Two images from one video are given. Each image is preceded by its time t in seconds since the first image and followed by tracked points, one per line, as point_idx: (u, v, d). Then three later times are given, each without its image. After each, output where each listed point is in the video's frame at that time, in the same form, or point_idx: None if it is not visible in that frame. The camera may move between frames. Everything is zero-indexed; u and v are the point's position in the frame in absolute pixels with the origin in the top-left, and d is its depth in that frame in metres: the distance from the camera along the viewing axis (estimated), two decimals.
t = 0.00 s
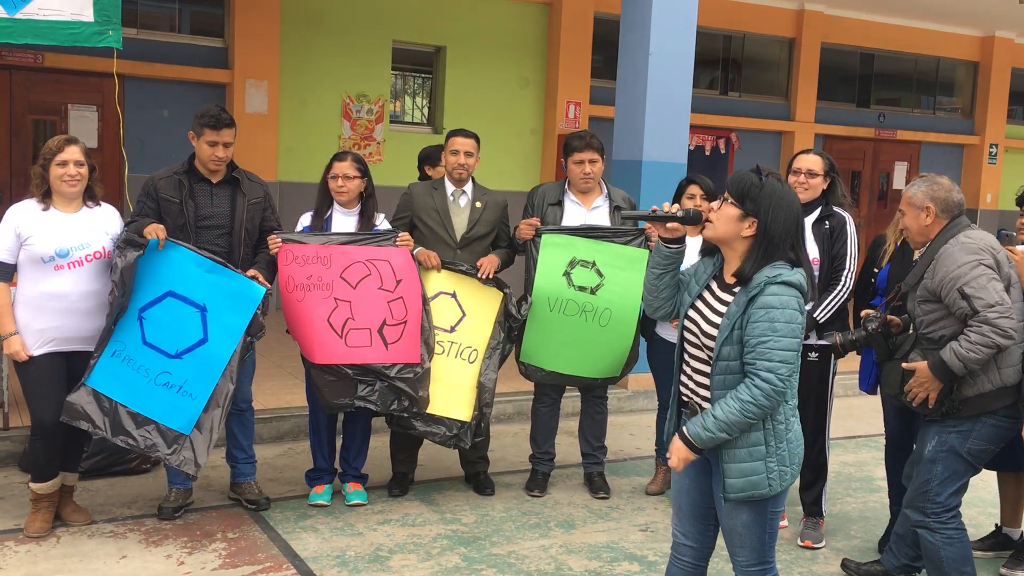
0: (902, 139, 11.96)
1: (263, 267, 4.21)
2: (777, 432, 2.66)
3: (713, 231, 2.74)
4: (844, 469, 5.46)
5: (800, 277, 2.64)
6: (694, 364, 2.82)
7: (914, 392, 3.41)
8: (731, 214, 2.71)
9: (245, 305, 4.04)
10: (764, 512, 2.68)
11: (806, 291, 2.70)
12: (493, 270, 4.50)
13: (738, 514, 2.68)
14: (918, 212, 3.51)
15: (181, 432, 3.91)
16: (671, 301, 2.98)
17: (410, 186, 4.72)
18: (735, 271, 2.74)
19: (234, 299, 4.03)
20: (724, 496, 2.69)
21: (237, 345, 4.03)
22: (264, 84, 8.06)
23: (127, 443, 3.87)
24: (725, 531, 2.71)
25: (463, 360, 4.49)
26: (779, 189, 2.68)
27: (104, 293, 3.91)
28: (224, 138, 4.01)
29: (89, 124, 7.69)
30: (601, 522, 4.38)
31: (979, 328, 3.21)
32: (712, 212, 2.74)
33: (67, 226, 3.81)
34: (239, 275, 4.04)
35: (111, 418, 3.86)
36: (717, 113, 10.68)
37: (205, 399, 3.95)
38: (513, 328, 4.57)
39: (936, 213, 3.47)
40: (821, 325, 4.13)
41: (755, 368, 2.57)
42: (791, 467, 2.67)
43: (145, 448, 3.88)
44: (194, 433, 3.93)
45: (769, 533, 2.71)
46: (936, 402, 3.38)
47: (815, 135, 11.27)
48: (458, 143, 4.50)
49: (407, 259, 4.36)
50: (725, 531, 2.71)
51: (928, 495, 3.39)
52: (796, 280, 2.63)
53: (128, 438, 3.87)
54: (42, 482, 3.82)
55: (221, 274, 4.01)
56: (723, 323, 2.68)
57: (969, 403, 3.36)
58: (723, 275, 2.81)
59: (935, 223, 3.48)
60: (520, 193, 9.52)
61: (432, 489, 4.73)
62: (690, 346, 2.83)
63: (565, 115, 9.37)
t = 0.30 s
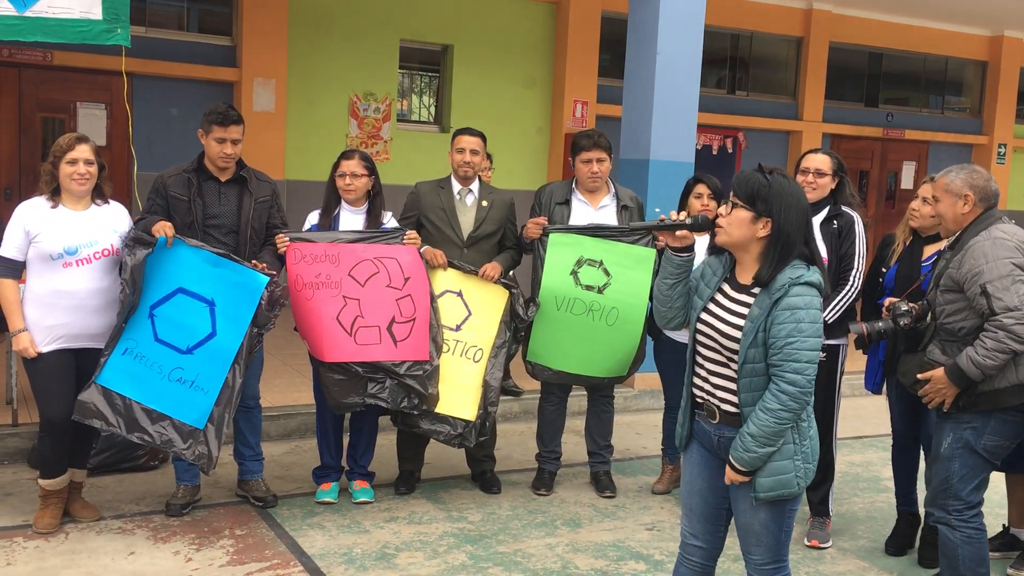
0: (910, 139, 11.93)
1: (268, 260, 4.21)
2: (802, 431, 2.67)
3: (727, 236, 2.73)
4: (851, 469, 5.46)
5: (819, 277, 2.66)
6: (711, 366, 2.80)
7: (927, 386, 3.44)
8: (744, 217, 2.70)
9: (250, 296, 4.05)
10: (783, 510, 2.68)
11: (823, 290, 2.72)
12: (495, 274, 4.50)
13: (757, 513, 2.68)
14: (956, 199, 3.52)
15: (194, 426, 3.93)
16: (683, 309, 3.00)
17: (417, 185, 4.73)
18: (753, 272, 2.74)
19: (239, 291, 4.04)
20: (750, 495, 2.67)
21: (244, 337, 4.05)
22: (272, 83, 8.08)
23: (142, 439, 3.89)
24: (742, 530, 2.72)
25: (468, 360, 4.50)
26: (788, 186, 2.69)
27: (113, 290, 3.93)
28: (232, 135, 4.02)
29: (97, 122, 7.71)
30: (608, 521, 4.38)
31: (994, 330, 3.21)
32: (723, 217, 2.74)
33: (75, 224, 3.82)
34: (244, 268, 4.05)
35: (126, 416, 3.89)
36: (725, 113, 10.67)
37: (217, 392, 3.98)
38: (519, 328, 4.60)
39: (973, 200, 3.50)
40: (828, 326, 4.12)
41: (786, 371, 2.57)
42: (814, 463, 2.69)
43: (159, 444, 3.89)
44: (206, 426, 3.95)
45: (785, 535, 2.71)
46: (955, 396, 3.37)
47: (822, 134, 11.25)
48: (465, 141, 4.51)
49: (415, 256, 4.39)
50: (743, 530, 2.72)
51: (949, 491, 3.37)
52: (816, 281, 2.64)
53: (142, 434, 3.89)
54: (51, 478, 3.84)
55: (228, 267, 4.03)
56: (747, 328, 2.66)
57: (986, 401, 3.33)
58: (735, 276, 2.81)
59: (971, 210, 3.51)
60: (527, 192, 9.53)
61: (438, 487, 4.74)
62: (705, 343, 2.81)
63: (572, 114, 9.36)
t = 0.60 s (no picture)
0: (918, 139, 11.89)
1: (272, 252, 4.13)
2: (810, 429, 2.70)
3: (731, 244, 2.72)
4: (857, 470, 5.45)
5: (824, 274, 2.71)
6: (716, 368, 2.77)
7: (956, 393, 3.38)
8: (745, 222, 2.70)
9: (252, 304, 4.09)
10: (787, 509, 2.69)
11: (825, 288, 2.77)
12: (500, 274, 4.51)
13: (762, 512, 2.67)
14: (981, 198, 3.48)
15: (184, 427, 3.92)
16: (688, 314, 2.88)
17: (423, 185, 4.74)
18: (763, 271, 2.74)
19: (243, 298, 4.07)
20: (760, 493, 2.66)
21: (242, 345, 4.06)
22: (280, 82, 8.09)
23: (129, 431, 3.85)
24: (745, 530, 2.71)
25: (474, 360, 4.51)
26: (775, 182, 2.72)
27: (120, 289, 3.94)
28: (238, 134, 4.02)
29: (106, 120, 7.73)
30: (613, 521, 4.38)
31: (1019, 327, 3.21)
32: (722, 227, 2.72)
33: (83, 222, 3.84)
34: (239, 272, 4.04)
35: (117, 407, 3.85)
36: (732, 112, 10.65)
37: (209, 396, 3.98)
38: (524, 329, 4.60)
39: (999, 199, 3.47)
40: (836, 327, 4.10)
41: (802, 368, 2.60)
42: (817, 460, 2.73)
43: (148, 438, 3.86)
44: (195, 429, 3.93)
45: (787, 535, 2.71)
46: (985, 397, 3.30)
47: (830, 135, 11.22)
48: (472, 140, 4.52)
49: (425, 258, 4.39)
50: (746, 529, 2.70)
51: (972, 491, 3.36)
52: (823, 279, 2.69)
53: (131, 427, 3.85)
54: (57, 475, 3.86)
55: (233, 276, 4.04)
56: (761, 329, 2.65)
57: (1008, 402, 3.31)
58: (735, 280, 2.81)
59: (996, 209, 3.49)
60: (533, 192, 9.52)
61: (444, 486, 4.74)
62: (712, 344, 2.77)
63: (579, 113, 9.37)
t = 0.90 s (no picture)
0: (923, 140, 11.87)
1: (277, 266, 4.15)
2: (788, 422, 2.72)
3: (713, 242, 2.72)
4: (862, 472, 5.44)
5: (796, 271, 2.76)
6: (696, 368, 2.77)
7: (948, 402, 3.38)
8: (728, 220, 2.71)
9: (259, 312, 4.07)
10: (769, 505, 2.70)
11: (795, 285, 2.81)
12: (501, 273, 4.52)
13: (746, 511, 2.67)
14: (992, 200, 3.48)
15: (190, 433, 3.95)
16: (666, 311, 2.85)
17: (428, 186, 4.76)
18: (739, 267, 2.76)
19: (249, 304, 4.07)
20: (745, 490, 2.67)
21: (248, 351, 4.06)
22: (285, 83, 8.11)
23: (131, 436, 3.89)
24: (729, 530, 2.70)
25: (483, 358, 4.49)
26: (755, 182, 2.74)
27: (125, 289, 3.95)
28: (241, 135, 4.04)
29: (112, 121, 7.76)
30: (618, 522, 4.38)
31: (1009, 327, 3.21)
32: (706, 224, 2.72)
33: (88, 223, 3.85)
34: (237, 276, 4.05)
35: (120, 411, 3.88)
36: (738, 113, 10.64)
37: (214, 403, 4.00)
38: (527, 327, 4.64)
39: (1010, 201, 3.46)
40: (839, 325, 4.09)
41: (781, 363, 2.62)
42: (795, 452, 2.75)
43: (151, 443, 3.90)
44: (201, 436, 3.96)
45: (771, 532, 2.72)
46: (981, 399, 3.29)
47: (836, 136, 11.20)
48: (475, 141, 4.52)
49: (425, 259, 4.40)
50: (730, 528, 2.70)
51: (986, 491, 3.36)
52: (796, 275, 2.72)
53: (135, 431, 3.89)
54: (63, 475, 3.87)
55: (239, 287, 4.05)
56: (739, 326, 2.67)
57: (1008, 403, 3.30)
58: (710, 279, 2.81)
59: (1008, 211, 3.47)
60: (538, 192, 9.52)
61: (449, 487, 4.75)
62: (692, 344, 2.77)
63: (584, 114, 9.35)
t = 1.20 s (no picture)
0: (930, 140, 11.84)
1: (290, 267, 4.20)
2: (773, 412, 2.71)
3: (708, 242, 2.72)
4: (870, 472, 5.43)
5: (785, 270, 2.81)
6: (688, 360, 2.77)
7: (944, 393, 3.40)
8: (721, 220, 2.70)
9: (272, 316, 4.09)
10: (757, 500, 2.69)
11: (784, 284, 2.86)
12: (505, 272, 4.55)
13: (736, 506, 2.66)
14: (1009, 200, 3.47)
15: (210, 438, 3.95)
16: (660, 308, 2.83)
17: (434, 188, 4.77)
18: (730, 261, 2.77)
19: (262, 308, 4.08)
20: (739, 486, 2.66)
21: (265, 354, 4.08)
22: (292, 85, 8.13)
23: (152, 446, 3.89)
24: (717, 527, 2.67)
25: (497, 359, 4.49)
26: (743, 178, 2.73)
27: (134, 291, 3.97)
28: (248, 137, 4.05)
29: (120, 124, 7.78)
30: (625, 523, 4.38)
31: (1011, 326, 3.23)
32: (700, 225, 2.71)
33: (96, 225, 3.87)
34: (249, 279, 4.07)
35: (140, 422, 3.90)
36: (744, 114, 10.64)
37: (234, 407, 4.01)
38: (536, 325, 4.62)
39: None
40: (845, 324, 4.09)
41: (766, 334, 2.61)
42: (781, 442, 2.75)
43: (171, 452, 3.90)
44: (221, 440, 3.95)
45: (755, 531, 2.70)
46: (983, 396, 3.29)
47: (842, 136, 11.18)
48: (482, 143, 4.53)
49: (432, 259, 4.40)
50: (720, 525, 2.67)
51: (991, 491, 3.35)
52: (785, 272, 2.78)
53: (155, 442, 3.90)
54: (72, 477, 3.89)
55: (251, 288, 4.07)
56: (728, 314, 2.70)
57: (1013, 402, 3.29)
58: (700, 271, 2.83)
59: None
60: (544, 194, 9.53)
61: (456, 488, 4.75)
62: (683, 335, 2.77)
63: (590, 115, 9.37)
